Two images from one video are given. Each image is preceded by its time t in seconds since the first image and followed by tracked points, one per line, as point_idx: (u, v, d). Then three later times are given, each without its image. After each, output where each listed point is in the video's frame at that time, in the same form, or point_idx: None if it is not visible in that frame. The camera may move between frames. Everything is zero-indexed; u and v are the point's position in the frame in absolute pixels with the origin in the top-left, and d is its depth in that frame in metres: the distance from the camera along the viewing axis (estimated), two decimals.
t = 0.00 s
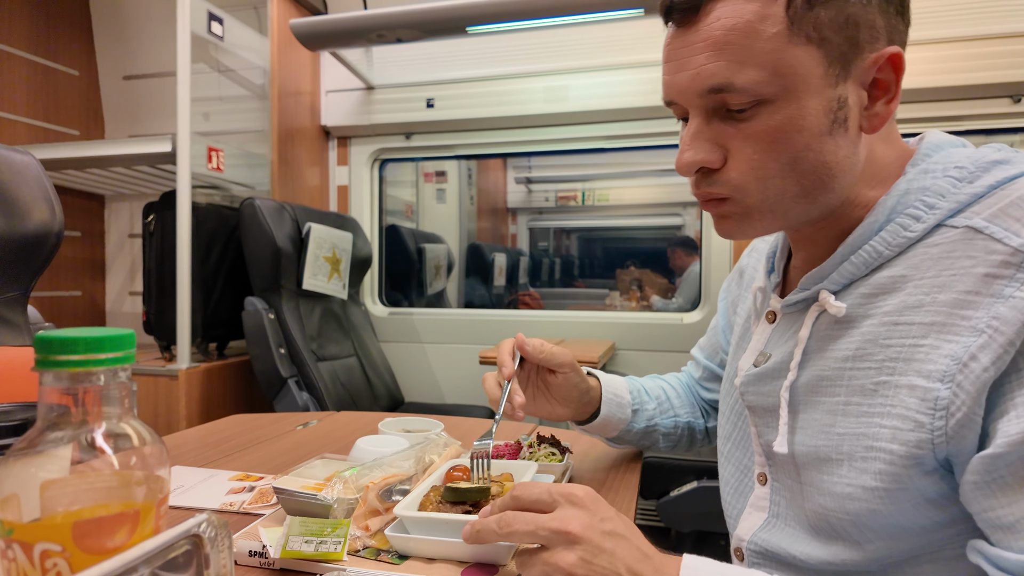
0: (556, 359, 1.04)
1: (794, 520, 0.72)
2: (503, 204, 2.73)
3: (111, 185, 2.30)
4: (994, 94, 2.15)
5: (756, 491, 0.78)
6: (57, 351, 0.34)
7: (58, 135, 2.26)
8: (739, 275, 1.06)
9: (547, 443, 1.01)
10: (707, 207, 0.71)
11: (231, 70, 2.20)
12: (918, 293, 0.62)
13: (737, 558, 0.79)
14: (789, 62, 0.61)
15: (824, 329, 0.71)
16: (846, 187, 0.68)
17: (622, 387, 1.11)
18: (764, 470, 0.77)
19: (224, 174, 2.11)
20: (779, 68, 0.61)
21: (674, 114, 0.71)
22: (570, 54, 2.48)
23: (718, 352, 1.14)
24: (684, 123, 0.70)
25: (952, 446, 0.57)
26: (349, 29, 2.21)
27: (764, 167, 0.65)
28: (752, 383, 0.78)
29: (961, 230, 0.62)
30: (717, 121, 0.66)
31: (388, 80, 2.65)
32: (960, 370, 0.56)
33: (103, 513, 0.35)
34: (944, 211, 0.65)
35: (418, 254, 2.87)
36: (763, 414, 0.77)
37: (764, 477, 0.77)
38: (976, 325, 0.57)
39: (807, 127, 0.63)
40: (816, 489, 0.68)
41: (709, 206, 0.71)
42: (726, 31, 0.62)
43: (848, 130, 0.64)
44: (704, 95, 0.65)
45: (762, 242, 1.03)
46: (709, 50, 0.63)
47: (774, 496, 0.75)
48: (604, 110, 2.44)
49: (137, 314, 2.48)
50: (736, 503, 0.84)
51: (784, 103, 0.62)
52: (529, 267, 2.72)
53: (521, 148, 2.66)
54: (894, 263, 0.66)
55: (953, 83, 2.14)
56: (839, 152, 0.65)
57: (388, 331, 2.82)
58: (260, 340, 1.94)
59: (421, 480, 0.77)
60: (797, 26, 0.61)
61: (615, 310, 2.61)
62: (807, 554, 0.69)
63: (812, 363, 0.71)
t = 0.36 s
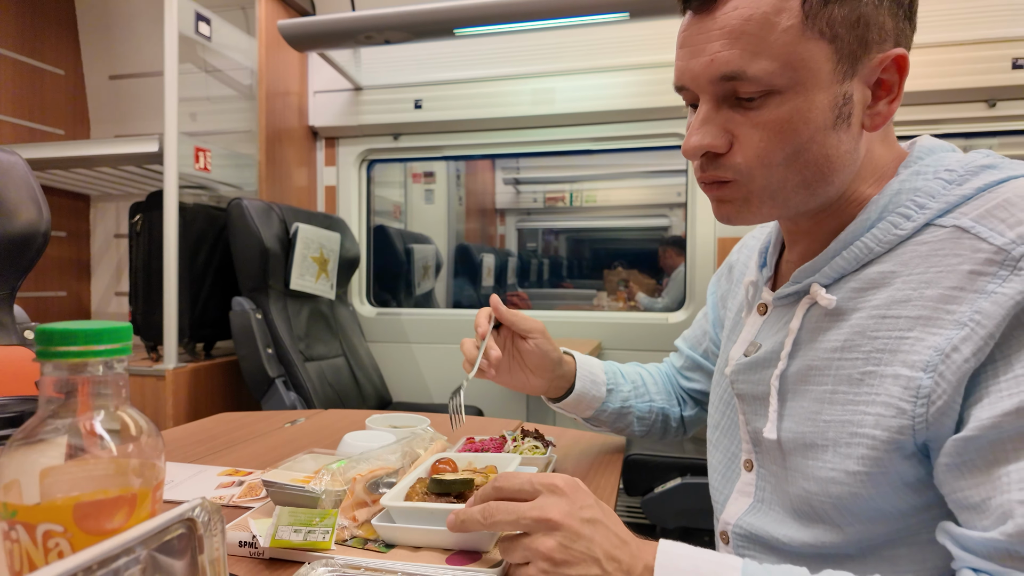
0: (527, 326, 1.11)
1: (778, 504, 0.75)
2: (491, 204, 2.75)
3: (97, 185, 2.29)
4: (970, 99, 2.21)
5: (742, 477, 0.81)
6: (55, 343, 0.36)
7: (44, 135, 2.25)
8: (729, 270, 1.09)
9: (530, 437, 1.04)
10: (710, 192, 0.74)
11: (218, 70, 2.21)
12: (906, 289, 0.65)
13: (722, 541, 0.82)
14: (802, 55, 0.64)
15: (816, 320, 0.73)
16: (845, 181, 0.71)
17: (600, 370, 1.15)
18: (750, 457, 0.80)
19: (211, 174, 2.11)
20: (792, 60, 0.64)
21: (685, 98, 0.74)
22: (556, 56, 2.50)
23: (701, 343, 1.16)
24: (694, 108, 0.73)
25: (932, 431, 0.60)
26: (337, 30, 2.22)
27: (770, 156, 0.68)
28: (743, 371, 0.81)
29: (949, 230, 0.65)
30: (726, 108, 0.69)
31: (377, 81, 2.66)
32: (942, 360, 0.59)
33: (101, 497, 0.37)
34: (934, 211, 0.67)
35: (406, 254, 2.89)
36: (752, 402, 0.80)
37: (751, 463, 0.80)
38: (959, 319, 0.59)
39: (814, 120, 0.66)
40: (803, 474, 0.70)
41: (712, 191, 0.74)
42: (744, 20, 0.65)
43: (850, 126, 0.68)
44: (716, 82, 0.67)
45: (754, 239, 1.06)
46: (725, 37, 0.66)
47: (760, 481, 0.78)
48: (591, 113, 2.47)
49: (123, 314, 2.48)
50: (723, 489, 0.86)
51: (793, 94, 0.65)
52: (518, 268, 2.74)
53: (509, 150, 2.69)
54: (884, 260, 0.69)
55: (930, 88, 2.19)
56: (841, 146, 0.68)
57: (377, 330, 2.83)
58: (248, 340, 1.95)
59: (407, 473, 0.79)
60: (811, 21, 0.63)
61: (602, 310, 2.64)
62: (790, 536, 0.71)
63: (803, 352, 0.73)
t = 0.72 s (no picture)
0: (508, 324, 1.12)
1: (765, 506, 0.76)
2: (481, 206, 2.75)
3: (83, 185, 2.26)
4: (954, 102, 2.24)
5: (729, 480, 0.81)
6: (40, 343, 0.36)
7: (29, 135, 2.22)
8: (715, 275, 1.10)
9: (520, 437, 1.04)
10: (692, 189, 0.75)
11: (206, 69, 2.19)
12: (890, 290, 0.66)
13: (710, 543, 0.82)
14: (788, 57, 0.65)
15: (801, 322, 0.74)
16: (827, 183, 0.72)
17: (583, 374, 1.16)
18: (737, 460, 0.81)
19: (199, 174, 2.10)
20: (778, 62, 0.65)
21: (672, 95, 0.74)
22: (546, 58, 2.51)
23: (688, 347, 1.18)
24: (681, 105, 0.73)
25: (916, 431, 0.61)
26: (327, 31, 2.22)
27: (751, 157, 0.69)
28: (730, 373, 0.81)
29: (931, 230, 0.66)
30: (712, 107, 0.70)
31: (366, 82, 2.65)
32: (925, 360, 0.60)
33: (86, 498, 0.37)
34: (916, 212, 0.68)
35: (396, 255, 2.88)
36: (740, 404, 0.80)
37: (738, 466, 0.80)
38: (942, 319, 0.60)
39: (796, 122, 0.67)
40: (790, 475, 0.71)
41: (695, 189, 0.75)
42: (732, 20, 0.65)
43: (833, 129, 0.69)
44: (702, 80, 0.68)
45: (736, 244, 1.07)
46: (713, 36, 0.66)
47: (748, 484, 0.79)
48: (581, 115, 2.48)
49: (109, 315, 2.45)
50: (711, 491, 0.87)
51: (777, 96, 0.66)
52: (508, 270, 2.75)
53: (499, 151, 2.69)
54: (867, 262, 0.70)
55: (915, 91, 2.23)
56: (823, 149, 0.69)
57: (366, 332, 2.82)
58: (236, 341, 1.93)
59: (396, 474, 0.79)
60: (799, 23, 0.64)
61: (592, 311, 2.65)
62: (778, 538, 0.72)
63: (789, 354, 0.74)
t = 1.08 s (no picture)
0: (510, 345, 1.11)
1: (753, 510, 0.76)
2: (475, 208, 2.76)
3: (73, 188, 2.25)
4: (942, 107, 2.27)
5: (717, 485, 0.82)
6: (28, 352, 0.36)
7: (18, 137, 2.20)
8: (699, 290, 1.11)
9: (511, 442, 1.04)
10: (684, 185, 0.75)
11: (198, 72, 2.19)
12: (870, 294, 0.66)
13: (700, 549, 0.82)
14: (771, 41, 0.67)
15: (784, 328, 0.74)
16: (813, 171, 0.73)
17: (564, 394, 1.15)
18: (725, 465, 0.81)
19: (191, 177, 2.09)
20: (762, 45, 0.67)
21: (659, 96, 0.76)
22: (539, 61, 2.52)
23: (671, 359, 1.18)
24: (669, 103, 0.75)
25: (899, 431, 0.62)
26: (320, 34, 2.21)
27: (743, 140, 0.69)
28: (716, 379, 0.81)
29: (907, 236, 0.67)
30: (701, 97, 0.71)
31: (359, 84, 2.65)
32: (906, 362, 0.61)
33: (74, 506, 0.37)
34: (892, 218, 0.69)
35: (389, 258, 2.88)
36: (726, 409, 0.80)
37: (725, 470, 0.80)
38: (920, 323, 0.61)
39: (784, 103, 0.68)
40: (775, 479, 0.72)
41: (687, 183, 0.74)
42: (717, 10, 0.68)
43: (817, 113, 0.70)
44: (691, 70, 0.70)
45: (720, 260, 1.09)
46: (700, 27, 0.69)
47: (736, 489, 0.79)
48: (574, 118, 2.49)
49: (99, 319, 2.43)
50: (700, 497, 0.88)
51: (764, 79, 0.68)
52: (501, 272, 2.75)
53: (493, 154, 2.70)
54: (847, 267, 0.70)
55: (904, 96, 2.25)
56: (809, 133, 0.70)
57: (359, 335, 2.81)
58: (227, 345, 1.93)
59: (387, 480, 0.79)
60: (778, 12, 0.67)
61: (585, 313, 2.66)
62: (767, 542, 0.73)
63: (773, 359, 0.74)
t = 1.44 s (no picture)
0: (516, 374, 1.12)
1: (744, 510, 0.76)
2: (470, 212, 2.76)
3: (68, 192, 2.25)
4: (933, 114, 2.29)
5: (709, 487, 0.81)
6: (23, 366, 0.36)
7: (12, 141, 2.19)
8: (693, 305, 1.13)
9: (504, 449, 1.05)
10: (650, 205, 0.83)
11: (194, 77, 2.19)
12: (842, 295, 0.68)
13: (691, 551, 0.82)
14: (696, 71, 0.75)
15: (763, 332, 0.75)
16: (761, 180, 0.77)
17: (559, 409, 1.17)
18: (716, 467, 0.80)
19: (185, 182, 2.09)
20: (689, 76, 0.75)
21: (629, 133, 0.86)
22: (534, 67, 2.53)
23: (670, 375, 1.19)
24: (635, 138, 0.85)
25: (870, 426, 0.64)
26: (315, 40, 2.22)
27: (684, 159, 0.77)
28: (703, 382, 0.81)
29: (875, 240, 0.68)
30: (650, 128, 0.80)
31: (355, 90, 2.66)
32: (873, 359, 0.63)
33: (67, 519, 0.37)
34: (862, 224, 0.70)
35: (384, 263, 2.88)
36: (714, 412, 0.80)
37: (717, 473, 0.80)
38: (886, 320, 0.63)
39: (715, 121, 0.75)
40: (757, 476, 0.73)
41: (653, 202, 0.82)
42: (652, 55, 0.78)
43: (751, 126, 0.75)
44: (640, 107, 0.80)
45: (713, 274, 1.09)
46: (641, 71, 0.79)
47: (724, 491, 0.79)
48: (568, 124, 2.50)
49: (93, 324, 2.42)
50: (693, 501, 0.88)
51: (694, 104, 0.75)
52: (497, 276, 2.76)
53: (488, 158, 2.71)
54: (821, 271, 0.72)
55: (895, 103, 2.27)
56: (746, 145, 0.75)
57: (354, 340, 2.81)
58: (220, 351, 1.92)
59: (379, 488, 0.79)
60: (700, 45, 0.75)
61: (580, 318, 2.67)
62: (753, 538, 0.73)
63: (754, 359, 0.75)
